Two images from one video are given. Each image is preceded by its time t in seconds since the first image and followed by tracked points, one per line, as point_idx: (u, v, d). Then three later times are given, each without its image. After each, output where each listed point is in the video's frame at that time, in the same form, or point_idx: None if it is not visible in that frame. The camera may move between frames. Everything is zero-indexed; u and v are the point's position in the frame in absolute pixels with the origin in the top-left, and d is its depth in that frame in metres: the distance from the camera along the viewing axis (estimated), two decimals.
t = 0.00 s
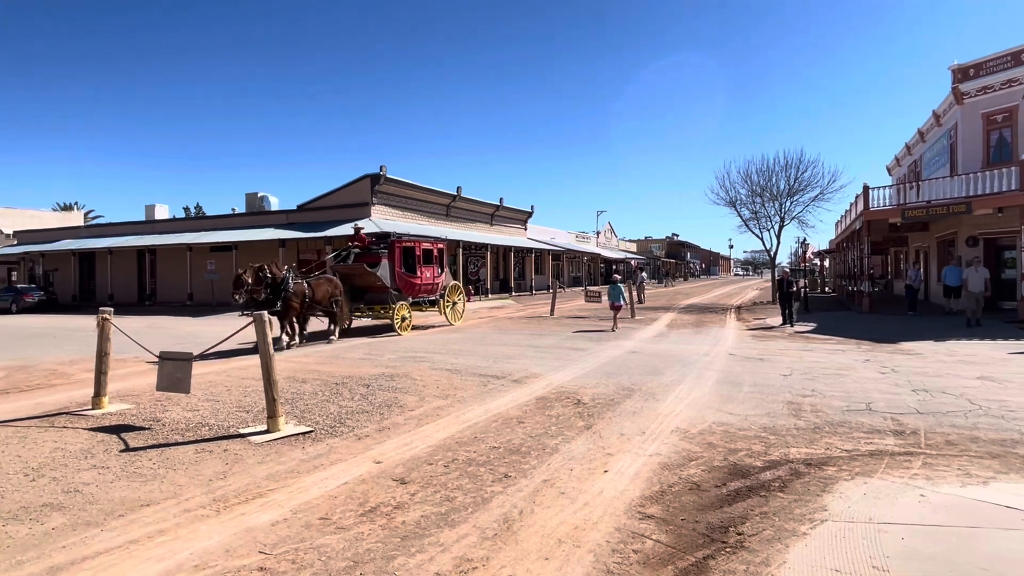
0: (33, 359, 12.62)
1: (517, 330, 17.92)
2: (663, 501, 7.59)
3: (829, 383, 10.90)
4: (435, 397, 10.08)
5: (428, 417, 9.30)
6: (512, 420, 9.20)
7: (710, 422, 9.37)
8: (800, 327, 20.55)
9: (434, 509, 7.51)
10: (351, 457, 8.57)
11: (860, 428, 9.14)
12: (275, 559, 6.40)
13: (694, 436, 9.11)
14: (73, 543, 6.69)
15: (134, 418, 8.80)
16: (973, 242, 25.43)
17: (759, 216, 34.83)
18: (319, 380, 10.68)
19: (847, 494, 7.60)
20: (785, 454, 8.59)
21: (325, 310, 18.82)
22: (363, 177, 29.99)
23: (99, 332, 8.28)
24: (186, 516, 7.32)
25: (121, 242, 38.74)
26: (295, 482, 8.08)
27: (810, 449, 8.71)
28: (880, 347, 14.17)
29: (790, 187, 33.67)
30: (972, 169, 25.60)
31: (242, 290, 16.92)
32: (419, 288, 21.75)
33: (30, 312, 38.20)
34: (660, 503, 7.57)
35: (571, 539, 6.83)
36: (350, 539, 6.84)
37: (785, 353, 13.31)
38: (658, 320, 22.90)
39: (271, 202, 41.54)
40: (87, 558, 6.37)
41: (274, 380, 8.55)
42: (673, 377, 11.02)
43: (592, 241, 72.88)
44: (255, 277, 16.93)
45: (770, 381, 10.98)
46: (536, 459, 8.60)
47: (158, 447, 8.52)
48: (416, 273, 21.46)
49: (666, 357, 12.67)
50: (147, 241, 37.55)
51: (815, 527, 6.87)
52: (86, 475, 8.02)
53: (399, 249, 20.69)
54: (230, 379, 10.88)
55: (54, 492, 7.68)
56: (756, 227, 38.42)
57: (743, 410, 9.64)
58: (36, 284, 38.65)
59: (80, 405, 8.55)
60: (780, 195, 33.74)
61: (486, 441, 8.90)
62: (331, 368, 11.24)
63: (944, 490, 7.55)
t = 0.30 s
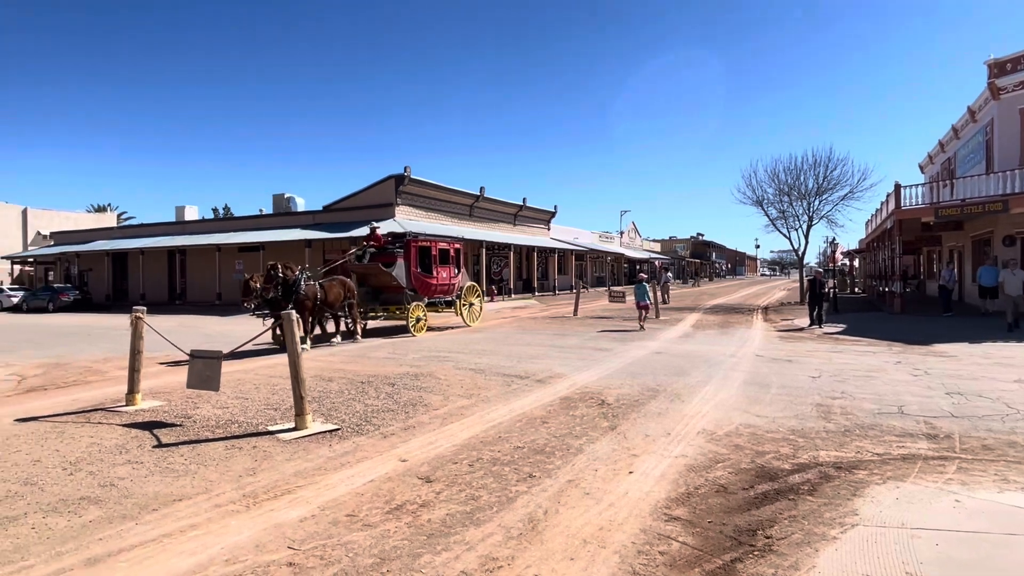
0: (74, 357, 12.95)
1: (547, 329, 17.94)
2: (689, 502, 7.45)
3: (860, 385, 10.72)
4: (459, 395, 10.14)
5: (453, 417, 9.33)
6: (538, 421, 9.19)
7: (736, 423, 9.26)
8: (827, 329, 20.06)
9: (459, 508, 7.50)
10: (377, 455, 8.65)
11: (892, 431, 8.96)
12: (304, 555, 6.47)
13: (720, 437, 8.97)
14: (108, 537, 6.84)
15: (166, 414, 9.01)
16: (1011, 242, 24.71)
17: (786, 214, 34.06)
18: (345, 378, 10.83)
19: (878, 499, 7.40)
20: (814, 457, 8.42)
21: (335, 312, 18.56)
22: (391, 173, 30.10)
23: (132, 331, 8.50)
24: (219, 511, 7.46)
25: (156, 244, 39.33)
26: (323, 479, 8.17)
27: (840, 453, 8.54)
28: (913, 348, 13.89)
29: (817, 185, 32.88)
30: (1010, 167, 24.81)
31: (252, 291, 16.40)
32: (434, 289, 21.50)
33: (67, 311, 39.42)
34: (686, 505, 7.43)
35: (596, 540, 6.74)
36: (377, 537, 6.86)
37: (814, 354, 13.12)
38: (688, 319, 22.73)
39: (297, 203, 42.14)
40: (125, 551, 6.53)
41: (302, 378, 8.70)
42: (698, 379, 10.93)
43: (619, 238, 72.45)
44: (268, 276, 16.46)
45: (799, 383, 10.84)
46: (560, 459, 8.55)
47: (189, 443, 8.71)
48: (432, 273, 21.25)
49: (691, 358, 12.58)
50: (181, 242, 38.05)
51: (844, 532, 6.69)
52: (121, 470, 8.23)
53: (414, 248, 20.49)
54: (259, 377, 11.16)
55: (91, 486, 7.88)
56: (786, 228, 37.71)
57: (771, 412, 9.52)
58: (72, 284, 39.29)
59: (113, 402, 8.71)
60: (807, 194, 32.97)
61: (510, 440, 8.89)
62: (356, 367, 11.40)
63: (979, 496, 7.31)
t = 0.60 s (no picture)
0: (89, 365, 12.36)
1: (587, 334, 17.00)
2: (741, 528, 6.38)
3: (935, 398, 9.61)
4: (483, 406, 9.23)
5: (477, 431, 8.43)
6: (572, 436, 8.23)
7: (795, 440, 8.21)
8: (896, 334, 18.69)
9: (485, 529, 6.48)
10: (394, 471, 7.76)
11: (973, 452, 7.87)
12: None
13: (776, 456, 7.91)
14: (96, 552, 6.02)
15: (166, 426, 8.47)
16: None
17: (851, 204, 32.47)
18: (358, 388, 10.07)
19: (958, 527, 6.33)
20: (883, 479, 7.35)
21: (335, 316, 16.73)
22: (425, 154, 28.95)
23: (133, 334, 7.90)
24: (223, 529, 6.61)
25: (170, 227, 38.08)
26: (335, 496, 7.30)
27: (913, 475, 7.46)
28: (994, 357, 12.66)
29: (887, 173, 31.26)
30: None
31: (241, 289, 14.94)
32: (445, 289, 19.23)
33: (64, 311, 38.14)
34: (737, 531, 6.36)
35: (637, 569, 5.70)
36: (395, 560, 5.88)
37: (882, 363, 11.96)
38: (739, 323, 21.55)
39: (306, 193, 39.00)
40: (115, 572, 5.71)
41: (312, 386, 8.00)
42: (751, 391, 9.88)
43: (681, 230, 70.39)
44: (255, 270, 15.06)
45: (865, 396, 9.75)
46: (596, 477, 7.47)
47: (193, 456, 8.00)
48: (442, 271, 18.98)
49: (743, 367, 11.54)
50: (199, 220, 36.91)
51: (918, 564, 5.63)
52: (120, 483, 7.53)
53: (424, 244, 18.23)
54: (267, 386, 10.48)
55: (88, 501, 7.16)
56: (847, 221, 35.91)
57: (834, 428, 8.46)
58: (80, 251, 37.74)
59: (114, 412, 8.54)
60: (876, 182, 31.36)
61: (541, 456, 7.87)
62: (370, 376, 10.77)
63: None
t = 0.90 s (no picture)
0: (111, 373, 11.90)
1: (633, 339, 16.13)
2: (804, 556, 5.48)
3: None
4: (515, 418, 8.43)
5: (508, 445, 7.63)
6: (613, 451, 7.38)
7: (864, 459, 7.28)
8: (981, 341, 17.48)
9: (518, 553, 5.64)
10: (419, 488, 6.94)
11: None
12: None
13: (845, 477, 6.98)
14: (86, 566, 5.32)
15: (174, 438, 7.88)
16: None
17: (929, 193, 30.91)
18: (379, 397, 9.42)
19: None
20: (969, 503, 6.38)
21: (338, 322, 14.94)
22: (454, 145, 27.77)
23: (137, 337, 7.40)
24: (235, 549, 5.89)
25: (186, 215, 36.57)
26: (353, 514, 6.51)
27: (1005, 498, 6.48)
28: None
29: (971, 159, 29.59)
30: None
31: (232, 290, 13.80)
32: (462, 289, 17.29)
33: (64, 313, 34.08)
34: (801, 559, 5.46)
35: None
36: None
37: (963, 373, 10.90)
38: (803, 329, 20.38)
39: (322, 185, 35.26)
40: None
41: (330, 396, 7.38)
42: (814, 405, 8.95)
43: (737, 225, 68.39)
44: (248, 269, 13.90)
45: (945, 410, 8.76)
46: (641, 498, 6.59)
47: (203, 469, 7.36)
48: (460, 271, 17.13)
49: (807, 377, 10.58)
50: (218, 208, 35.46)
51: None
52: (125, 497, 6.90)
53: (437, 237, 16.46)
54: (282, 395, 9.92)
55: (91, 516, 6.54)
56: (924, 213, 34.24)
57: (909, 447, 7.52)
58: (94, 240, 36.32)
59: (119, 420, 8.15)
60: (958, 168, 29.72)
61: (579, 473, 7.00)
62: (392, 385, 10.13)
63: None
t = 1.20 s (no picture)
0: (146, 377, 11.86)
1: (678, 341, 15.70)
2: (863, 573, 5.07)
3: None
4: (552, 424, 8.11)
5: (546, 451, 7.29)
6: (656, 460, 6.99)
7: (925, 471, 6.83)
8: None
9: (555, 564, 5.29)
10: (452, 495, 6.56)
11: None
12: None
13: (903, 488, 6.54)
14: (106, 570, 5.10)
15: (202, 441, 7.73)
16: None
17: (994, 185, 29.90)
18: (410, 401, 9.18)
19: None
20: None
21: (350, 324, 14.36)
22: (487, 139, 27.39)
23: (167, 337, 7.43)
24: (264, 555, 5.62)
25: (214, 214, 36.56)
26: (386, 521, 6.16)
27: None
28: None
29: None
30: None
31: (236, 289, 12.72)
32: (483, 289, 16.51)
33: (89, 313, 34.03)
34: None
35: None
36: None
37: None
38: (857, 331, 19.73)
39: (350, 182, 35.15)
40: None
41: (360, 399, 7.11)
42: (869, 411, 8.49)
43: (787, 220, 67.10)
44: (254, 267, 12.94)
45: (1012, 418, 8.25)
46: (686, 509, 6.21)
47: (232, 474, 7.12)
48: (481, 270, 16.40)
49: (860, 382, 10.12)
50: (245, 206, 35.40)
51: None
52: (153, 501, 6.68)
53: (456, 235, 15.70)
54: (310, 398, 9.74)
55: (119, 520, 6.32)
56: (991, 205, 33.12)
57: (974, 458, 7.06)
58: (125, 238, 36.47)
59: (145, 423, 8.06)
60: None
61: (620, 481, 6.62)
62: (422, 388, 9.90)
63: None
